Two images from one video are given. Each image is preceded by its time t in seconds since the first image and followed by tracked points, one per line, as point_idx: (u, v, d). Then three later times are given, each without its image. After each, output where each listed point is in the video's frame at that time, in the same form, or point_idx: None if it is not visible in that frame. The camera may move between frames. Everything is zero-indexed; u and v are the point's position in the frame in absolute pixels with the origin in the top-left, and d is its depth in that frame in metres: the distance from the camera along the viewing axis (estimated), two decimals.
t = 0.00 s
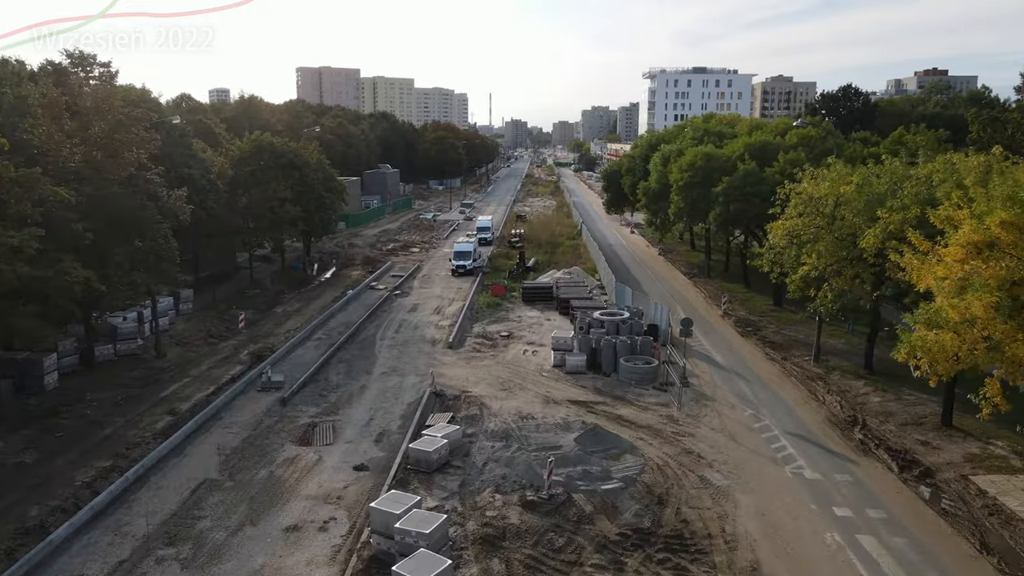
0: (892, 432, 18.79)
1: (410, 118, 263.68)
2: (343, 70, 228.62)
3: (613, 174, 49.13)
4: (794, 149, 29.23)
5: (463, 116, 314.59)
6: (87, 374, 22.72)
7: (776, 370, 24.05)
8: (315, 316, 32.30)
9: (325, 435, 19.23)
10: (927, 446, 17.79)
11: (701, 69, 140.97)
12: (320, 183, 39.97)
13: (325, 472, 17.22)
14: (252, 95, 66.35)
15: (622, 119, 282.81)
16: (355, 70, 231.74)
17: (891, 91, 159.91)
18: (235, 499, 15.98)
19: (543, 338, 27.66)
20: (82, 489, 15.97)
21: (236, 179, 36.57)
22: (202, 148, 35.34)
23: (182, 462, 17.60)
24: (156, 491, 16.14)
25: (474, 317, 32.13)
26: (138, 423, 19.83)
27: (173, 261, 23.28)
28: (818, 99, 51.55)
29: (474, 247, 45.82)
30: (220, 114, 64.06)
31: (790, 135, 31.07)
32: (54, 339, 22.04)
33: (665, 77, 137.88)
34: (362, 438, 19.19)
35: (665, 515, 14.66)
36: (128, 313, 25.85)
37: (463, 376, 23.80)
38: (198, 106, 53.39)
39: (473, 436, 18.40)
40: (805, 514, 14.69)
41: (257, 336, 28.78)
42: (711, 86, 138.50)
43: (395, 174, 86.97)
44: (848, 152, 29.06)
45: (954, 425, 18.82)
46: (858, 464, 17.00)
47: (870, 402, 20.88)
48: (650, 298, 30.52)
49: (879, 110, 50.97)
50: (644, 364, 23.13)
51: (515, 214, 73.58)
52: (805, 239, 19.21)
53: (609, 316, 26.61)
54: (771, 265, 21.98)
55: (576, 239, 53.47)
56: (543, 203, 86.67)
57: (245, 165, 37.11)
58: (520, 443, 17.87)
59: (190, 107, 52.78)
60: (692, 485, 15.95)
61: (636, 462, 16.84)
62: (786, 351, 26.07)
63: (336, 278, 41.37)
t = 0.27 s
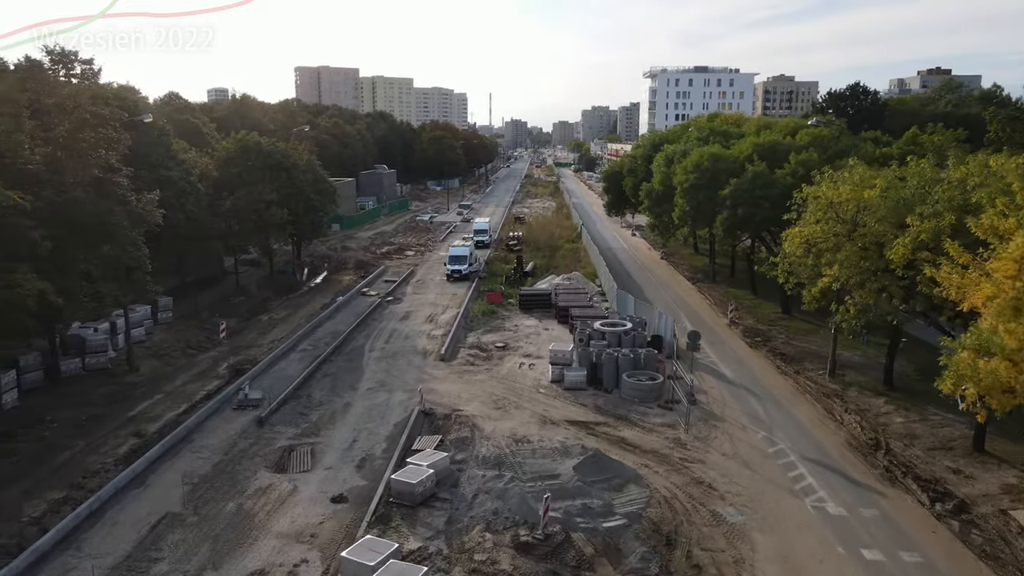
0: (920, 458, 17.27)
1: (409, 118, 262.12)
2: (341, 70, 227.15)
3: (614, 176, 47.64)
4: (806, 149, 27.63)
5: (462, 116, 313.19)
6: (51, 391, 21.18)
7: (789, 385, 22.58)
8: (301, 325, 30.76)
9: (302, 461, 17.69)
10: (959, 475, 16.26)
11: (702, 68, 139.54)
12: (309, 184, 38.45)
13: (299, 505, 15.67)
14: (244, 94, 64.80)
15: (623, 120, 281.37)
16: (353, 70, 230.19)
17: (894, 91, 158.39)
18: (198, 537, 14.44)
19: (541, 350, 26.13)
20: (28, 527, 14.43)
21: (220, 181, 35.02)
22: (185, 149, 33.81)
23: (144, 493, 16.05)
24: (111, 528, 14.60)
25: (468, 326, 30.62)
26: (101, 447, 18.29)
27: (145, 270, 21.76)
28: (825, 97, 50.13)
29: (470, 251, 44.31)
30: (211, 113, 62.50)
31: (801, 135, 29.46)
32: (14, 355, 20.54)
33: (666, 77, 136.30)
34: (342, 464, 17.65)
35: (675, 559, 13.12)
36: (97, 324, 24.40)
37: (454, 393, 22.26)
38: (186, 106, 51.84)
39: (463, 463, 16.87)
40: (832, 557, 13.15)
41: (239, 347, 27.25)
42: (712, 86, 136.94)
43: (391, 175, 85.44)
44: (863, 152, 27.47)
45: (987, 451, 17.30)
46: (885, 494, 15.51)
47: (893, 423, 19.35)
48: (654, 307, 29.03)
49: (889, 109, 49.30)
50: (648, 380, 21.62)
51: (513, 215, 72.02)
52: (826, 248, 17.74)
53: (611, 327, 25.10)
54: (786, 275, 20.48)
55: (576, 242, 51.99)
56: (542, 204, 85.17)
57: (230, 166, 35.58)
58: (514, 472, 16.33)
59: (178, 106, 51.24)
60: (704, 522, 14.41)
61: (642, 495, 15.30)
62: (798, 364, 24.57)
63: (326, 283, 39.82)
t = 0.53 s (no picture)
0: (954, 489, 15.72)
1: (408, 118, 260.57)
2: (339, 69, 225.64)
3: (614, 176, 46.13)
4: (820, 150, 26.03)
5: (461, 116, 311.66)
6: (11, 411, 19.65)
7: (804, 403, 21.06)
8: (287, 335, 29.19)
9: (277, 492, 16.15)
10: (1000, 510, 14.72)
11: (703, 67, 138.05)
12: (297, 186, 36.88)
13: (270, 544, 14.13)
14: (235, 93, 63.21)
15: (623, 120, 279.86)
16: (352, 70, 228.66)
17: (897, 90, 156.83)
18: None
19: (539, 363, 24.63)
20: None
21: (204, 183, 33.49)
22: (166, 149, 32.24)
23: (99, 530, 14.52)
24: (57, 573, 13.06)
25: (462, 336, 29.10)
26: (57, 475, 16.75)
27: (112, 280, 20.21)
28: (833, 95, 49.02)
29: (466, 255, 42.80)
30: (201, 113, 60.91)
31: (815, 134, 27.83)
32: None
33: (667, 76, 134.72)
34: (320, 495, 16.12)
35: None
36: (64, 337, 22.94)
37: (446, 412, 20.72)
38: (174, 105, 50.29)
39: (452, 496, 15.33)
40: None
41: (220, 360, 25.70)
42: (714, 85, 135.40)
43: (388, 176, 83.92)
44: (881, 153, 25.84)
45: None
46: (919, 533, 13.99)
47: (921, 448, 17.81)
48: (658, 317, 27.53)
49: (901, 108, 47.50)
50: (654, 398, 20.11)
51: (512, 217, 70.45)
52: (852, 260, 16.24)
53: (613, 340, 23.60)
54: (804, 286, 18.97)
55: (576, 246, 50.50)
56: (542, 205, 83.64)
57: (214, 167, 34.02)
58: (509, 507, 14.79)
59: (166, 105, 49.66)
60: (719, 567, 12.86)
61: (650, 534, 13.76)
62: (814, 379, 23.03)
63: (317, 289, 38.27)
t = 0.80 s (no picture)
0: (996, 525, 14.20)
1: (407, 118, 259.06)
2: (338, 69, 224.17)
3: (615, 176, 44.66)
4: (836, 150, 24.44)
5: (461, 116, 310.13)
6: None
7: (822, 421, 19.57)
8: (272, 345, 27.66)
9: (247, 527, 14.61)
10: None
11: (705, 67, 136.55)
12: (286, 188, 35.37)
13: None
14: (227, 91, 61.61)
15: (623, 120, 278.38)
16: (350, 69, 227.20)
17: (901, 90, 155.25)
18: None
19: (538, 378, 23.10)
20: None
21: (187, 184, 31.96)
22: (146, 149, 30.72)
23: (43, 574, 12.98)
24: None
25: (457, 346, 27.59)
26: (6, 507, 15.20)
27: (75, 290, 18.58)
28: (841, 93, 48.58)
29: (463, 259, 41.30)
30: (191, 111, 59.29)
31: (830, 133, 26.20)
32: None
33: (668, 75, 133.09)
34: (295, 531, 14.58)
35: None
36: (28, 351, 21.40)
37: (437, 433, 19.20)
38: (161, 103, 48.71)
39: (439, 535, 13.79)
40: None
41: (198, 372, 24.16)
42: (715, 85, 133.80)
43: (385, 176, 82.45)
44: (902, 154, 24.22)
45: None
46: None
47: (955, 475, 16.28)
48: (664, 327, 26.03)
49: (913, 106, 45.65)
50: (662, 419, 18.60)
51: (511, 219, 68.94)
52: (882, 270, 14.86)
53: (617, 353, 22.09)
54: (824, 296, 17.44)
55: (576, 248, 49.05)
56: (542, 206, 82.13)
57: (198, 168, 32.51)
58: (502, 548, 13.25)
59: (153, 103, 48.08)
60: None
61: None
62: (832, 395, 21.50)
63: (306, 295, 36.74)
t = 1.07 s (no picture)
0: None
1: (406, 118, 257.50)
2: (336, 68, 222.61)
3: (617, 176, 43.11)
4: (855, 149, 22.88)
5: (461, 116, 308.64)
6: None
7: (845, 444, 18.03)
8: (255, 355, 26.12)
9: (211, 571, 13.05)
10: None
11: (706, 66, 134.99)
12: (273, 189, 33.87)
13: None
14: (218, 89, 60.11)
15: (623, 120, 276.80)
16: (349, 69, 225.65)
17: (904, 90, 153.68)
18: None
19: (537, 393, 21.55)
20: None
21: (169, 185, 30.38)
22: (124, 148, 29.21)
23: None
24: None
25: (451, 357, 26.05)
26: None
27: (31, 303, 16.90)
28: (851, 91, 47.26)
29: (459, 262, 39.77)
30: (181, 110, 57.77)
31: (847, 131, 24.63)
32: None
33: (669, 74, 131.49)
34: None
35: None
36: None
37: (427, 456, 17.64)
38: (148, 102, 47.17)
39: None
40: None
41: (174, 387, 22.62)
42: (718, 84, 132.19)
43: (382, 176, 80.92)
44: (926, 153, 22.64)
45: None
46: None
47: (997, 508, 14.75)
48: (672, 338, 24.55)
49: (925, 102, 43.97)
50: (672, 442, 17.06)
51: (510, 220, 67.38)
52: (926, 283, 13.62)
53: (622, 368, 20.56)
54: (856, 312, 16.21)
55: (577, 251, 47.50)
56: (541, 207, 80.58)
57: (179, 168, 31.00)
58: None
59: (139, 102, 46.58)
60: None
61: None
62: (853, 413, 19.97)
63: (296, 301, 35.21)
